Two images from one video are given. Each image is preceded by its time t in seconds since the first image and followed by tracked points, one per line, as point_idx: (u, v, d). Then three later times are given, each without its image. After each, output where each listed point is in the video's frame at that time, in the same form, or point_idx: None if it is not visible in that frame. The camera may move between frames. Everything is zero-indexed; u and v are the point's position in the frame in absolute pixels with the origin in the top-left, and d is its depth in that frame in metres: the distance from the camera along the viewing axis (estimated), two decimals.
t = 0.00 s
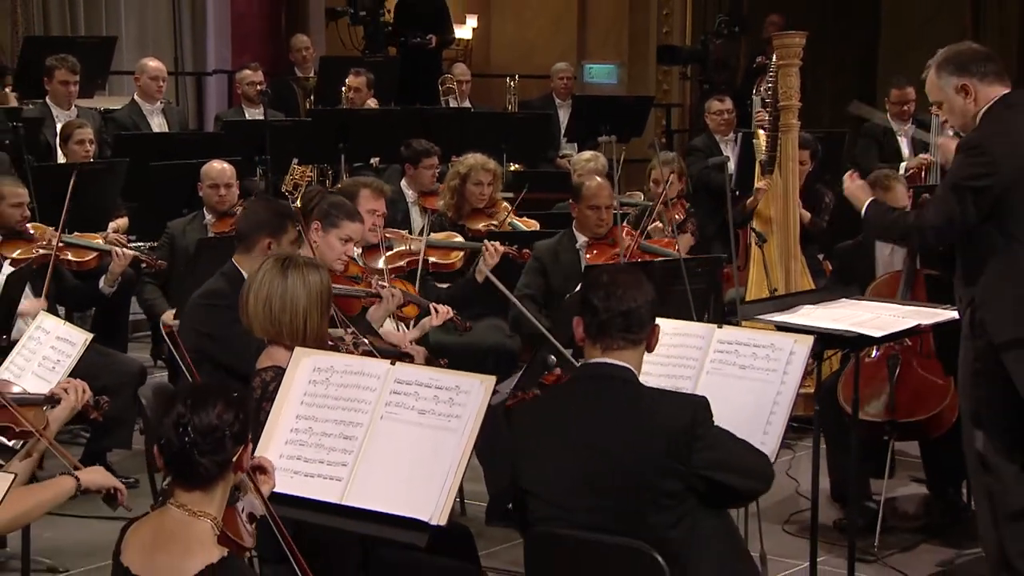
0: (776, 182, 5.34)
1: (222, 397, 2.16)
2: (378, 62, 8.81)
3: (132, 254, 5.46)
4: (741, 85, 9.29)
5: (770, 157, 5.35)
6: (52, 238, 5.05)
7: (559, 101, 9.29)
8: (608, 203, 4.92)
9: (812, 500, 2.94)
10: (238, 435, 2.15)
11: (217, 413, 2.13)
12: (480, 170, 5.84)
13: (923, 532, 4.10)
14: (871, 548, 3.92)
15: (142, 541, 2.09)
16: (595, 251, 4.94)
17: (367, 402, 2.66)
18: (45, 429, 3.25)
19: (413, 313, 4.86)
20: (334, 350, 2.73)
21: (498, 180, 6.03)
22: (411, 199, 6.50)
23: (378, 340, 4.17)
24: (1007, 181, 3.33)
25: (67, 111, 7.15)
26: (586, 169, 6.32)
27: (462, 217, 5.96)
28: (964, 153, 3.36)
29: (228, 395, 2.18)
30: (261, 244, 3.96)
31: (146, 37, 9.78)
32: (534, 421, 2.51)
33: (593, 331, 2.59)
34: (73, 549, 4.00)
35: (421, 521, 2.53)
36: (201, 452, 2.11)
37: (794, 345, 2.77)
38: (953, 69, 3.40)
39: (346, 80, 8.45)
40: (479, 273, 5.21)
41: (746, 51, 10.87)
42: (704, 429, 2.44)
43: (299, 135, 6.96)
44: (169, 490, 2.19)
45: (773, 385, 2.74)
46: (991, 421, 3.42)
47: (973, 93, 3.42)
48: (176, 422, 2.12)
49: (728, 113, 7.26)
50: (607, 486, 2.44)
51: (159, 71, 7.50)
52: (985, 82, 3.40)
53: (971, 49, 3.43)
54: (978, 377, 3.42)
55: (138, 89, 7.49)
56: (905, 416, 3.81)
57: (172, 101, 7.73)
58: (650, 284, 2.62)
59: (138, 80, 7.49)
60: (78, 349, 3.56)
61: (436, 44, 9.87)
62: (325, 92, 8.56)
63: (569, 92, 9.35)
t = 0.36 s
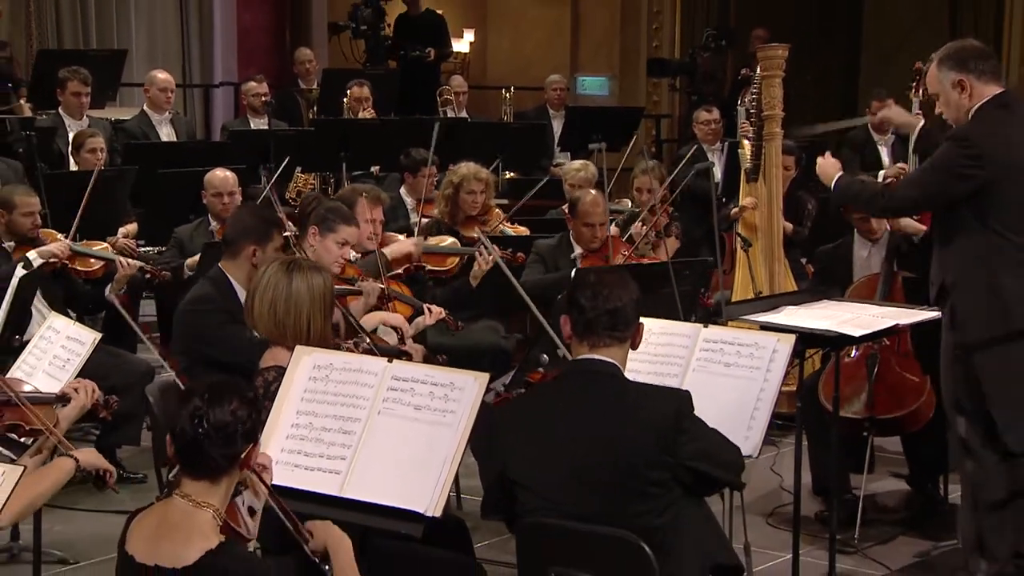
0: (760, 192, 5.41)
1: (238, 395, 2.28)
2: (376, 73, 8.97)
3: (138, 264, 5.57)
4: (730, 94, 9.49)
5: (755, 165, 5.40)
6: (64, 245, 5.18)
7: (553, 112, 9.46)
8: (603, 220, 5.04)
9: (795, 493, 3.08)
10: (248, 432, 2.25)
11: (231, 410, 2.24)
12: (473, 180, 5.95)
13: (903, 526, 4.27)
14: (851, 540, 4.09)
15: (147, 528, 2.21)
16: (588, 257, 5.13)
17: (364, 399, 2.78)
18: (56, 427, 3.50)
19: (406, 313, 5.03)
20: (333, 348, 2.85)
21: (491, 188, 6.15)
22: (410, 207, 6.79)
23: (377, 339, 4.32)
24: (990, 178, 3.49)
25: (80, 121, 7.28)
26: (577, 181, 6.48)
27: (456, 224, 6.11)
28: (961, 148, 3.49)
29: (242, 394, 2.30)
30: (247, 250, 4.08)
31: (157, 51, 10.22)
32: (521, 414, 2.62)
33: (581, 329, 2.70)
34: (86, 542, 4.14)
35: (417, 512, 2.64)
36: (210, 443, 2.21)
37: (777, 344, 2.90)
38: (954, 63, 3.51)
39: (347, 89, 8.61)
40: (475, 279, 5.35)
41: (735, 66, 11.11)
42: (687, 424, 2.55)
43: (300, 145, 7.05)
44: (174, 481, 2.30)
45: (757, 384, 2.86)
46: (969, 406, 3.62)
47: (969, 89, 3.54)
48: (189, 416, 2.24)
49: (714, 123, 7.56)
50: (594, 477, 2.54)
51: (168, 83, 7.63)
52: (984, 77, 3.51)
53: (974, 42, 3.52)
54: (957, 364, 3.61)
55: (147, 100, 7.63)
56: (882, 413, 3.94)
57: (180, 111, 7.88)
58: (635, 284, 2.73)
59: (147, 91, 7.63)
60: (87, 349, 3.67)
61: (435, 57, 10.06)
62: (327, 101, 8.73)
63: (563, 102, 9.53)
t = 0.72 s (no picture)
0: (746, 202, 5.60)
1: (247, 393, 2.33)
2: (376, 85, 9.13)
3: (149, 269, 5.75)
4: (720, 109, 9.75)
5: (741, 175, 5.61)
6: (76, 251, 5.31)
7: (547, 124, 9.60)
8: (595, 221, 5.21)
9: (778, 490, 3.20)
10: (255, 430, 2.30)
11: (241, 407, 2.29)
12: (471, 189, 6.11)
13: (883, 520, 4.50)
14: (834, 534, 4.28)
15: (149, 519, 2.25)
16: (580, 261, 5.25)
17: (363, 397, 2.90)
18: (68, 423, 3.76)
19: (398, 310, 5.12)
20: (333, 347, 2.97)
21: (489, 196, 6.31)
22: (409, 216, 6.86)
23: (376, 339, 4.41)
24: (976, 181, 3.63)
25: (90, 131, 7.45)
26: (569, 189, 6.63)
27: (452, 232, 6.23)
28: (951, 150, 3.63)
29: (255, 394, 2.35)
30: (234, 261, 4.17)
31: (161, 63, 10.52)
32: (520, 411, 2.67)
33: (582, 329, 2.78)
34: (94, 535, 4.29)
35: (413, 507, 2.74)
36: (216, 437, 2.27)
37: (761, 344, 3.03)
38: (950, 68, 3.67)
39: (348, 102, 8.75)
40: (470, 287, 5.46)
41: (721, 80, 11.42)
42: (682, 421, 2.61)
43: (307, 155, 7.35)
44: (177, 476, 2.34)
45: (741, 383, 2.99)
46: (946, 403, 3.76)
47: (963, 93, 3.69)
48: (196, 410, 2.29)
49: (702, 134, 7.91)
50: (588, 474, 2.61)
51: (175, 95, 7.77)
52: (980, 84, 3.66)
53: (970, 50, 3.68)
54: (933, 362, 3.76)
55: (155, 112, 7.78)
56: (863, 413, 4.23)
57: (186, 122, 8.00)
58: (636, 286, 2.82)
59: (155, 104, 7.77)
60: (96, 350, 3.91)
61: (433, 70, 10.05)
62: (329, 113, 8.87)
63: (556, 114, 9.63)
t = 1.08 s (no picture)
0: (732, 210, 5.78)
1: (224, 386, 2.45)
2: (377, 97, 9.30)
3: (155, 273, 5.82)
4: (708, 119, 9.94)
5: (727, 185, 5.78)
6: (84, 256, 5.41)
7: (541, 134, 9.75)
8: (580, 226, 5.35)
9: (762, 487, 3.44)
10: (240, 420, 2.43)
11: (221, 400, 2.41)
12: (467, 197, 6.20)
13: (865, 515, 4.74)
14: (817, 530, 4.52)
15: (153, 512, 2.37)
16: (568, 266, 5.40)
17: (361, 395, 3.02)
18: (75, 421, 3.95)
19: (393, 313, 5.24)
20: (331, 347, 3.08)
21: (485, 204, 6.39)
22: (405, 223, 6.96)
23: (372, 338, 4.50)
24: (965, 194, 3.76)
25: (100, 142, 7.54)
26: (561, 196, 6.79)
27: (449, 238, 6.36)
28: (940, 162, 3.76)
29: (233, 385, 2.47)
30: (240, 275, 4.24)
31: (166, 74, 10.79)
32: (523, 407, 2.79)
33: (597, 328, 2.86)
34: (102, 532, 4.45)
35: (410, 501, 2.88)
36: (206, 434, 2.39)
37: (745, 344, 3.24)
38: (948, 84, 3.81)
39: (351, 113, 8.90)
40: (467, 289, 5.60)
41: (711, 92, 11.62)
42: (684, 434, 2.68)
43: (314, 166, 7.46)
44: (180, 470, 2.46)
45: (725, 382, 3.19)
46: (929, 407, 3.90)
47: (955, 109, 3.82)
48: (178, 412, 2.40)
49: (691, 144, 8.04)
50: (584, 474, 2.69)
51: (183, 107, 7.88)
52: (972, 102, 3.80)
53: (971, 69, 3.81)
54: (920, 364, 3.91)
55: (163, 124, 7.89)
56: (846, 412, 4.45)
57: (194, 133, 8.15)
58: (658, 295, 2.89)
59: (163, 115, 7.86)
60: (105, 351, 4.23)
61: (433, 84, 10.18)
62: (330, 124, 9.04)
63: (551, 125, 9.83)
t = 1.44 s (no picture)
0: (719, 218, 5.86)
1: (218, 384, 2.53)
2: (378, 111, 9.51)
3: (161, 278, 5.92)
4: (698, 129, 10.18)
5: (715, 194, 5.85)
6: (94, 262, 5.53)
7: (537, 146, 9.87)
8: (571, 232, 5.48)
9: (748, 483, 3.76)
10: (233, 416, 2.51)
11: (213, 398, 2.48)
12: (462, 205, 6.37)
13: (848, 512, 4.91)
14: (802, 525, 4.69)
15: (155, 508, 2.44)
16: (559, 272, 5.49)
17: (359, 394, 3.17)
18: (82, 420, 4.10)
19: (392, 314, 5.38)
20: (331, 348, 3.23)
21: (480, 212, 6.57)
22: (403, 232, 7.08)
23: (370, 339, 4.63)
24: (963, 200, 3.90)
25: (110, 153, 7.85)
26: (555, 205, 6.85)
27: (445, 244, 6.46)
28: (935, 170, 3.89)
29: (223, 383, 2.55)
30: (236, 280, 4.38)
31: (174, 89, 11.16)
32: (528, 405, 2.93)
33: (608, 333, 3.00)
34: (109, 530, 4.58)
35: (406, 496, 3.03)
36: (200, 433, 2.46)
37: (731, 345, 3.52)
38: (945, 90, 3.93)
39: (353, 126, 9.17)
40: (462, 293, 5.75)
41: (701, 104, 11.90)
42: (683, 444, 2.78)
43: (316, 176, 7.81)
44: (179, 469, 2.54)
45: (713, 381, 3.47)
46: (929, 408, 4.03)
47: (951, 117, 3.95)
48: (172, 414, 2.48)
49: (682, 155, 8.15)
50: (583, 474, 2.83)
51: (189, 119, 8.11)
52: (966, 108, 3.91)
53: (969, 75, 3.92)
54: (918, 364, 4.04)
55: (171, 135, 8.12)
56: (831, 412, 4.61)
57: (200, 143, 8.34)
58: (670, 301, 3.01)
59: (171, 127, 8.12)
60: (112, 351, 4.44)
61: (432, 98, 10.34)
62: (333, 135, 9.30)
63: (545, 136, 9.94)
